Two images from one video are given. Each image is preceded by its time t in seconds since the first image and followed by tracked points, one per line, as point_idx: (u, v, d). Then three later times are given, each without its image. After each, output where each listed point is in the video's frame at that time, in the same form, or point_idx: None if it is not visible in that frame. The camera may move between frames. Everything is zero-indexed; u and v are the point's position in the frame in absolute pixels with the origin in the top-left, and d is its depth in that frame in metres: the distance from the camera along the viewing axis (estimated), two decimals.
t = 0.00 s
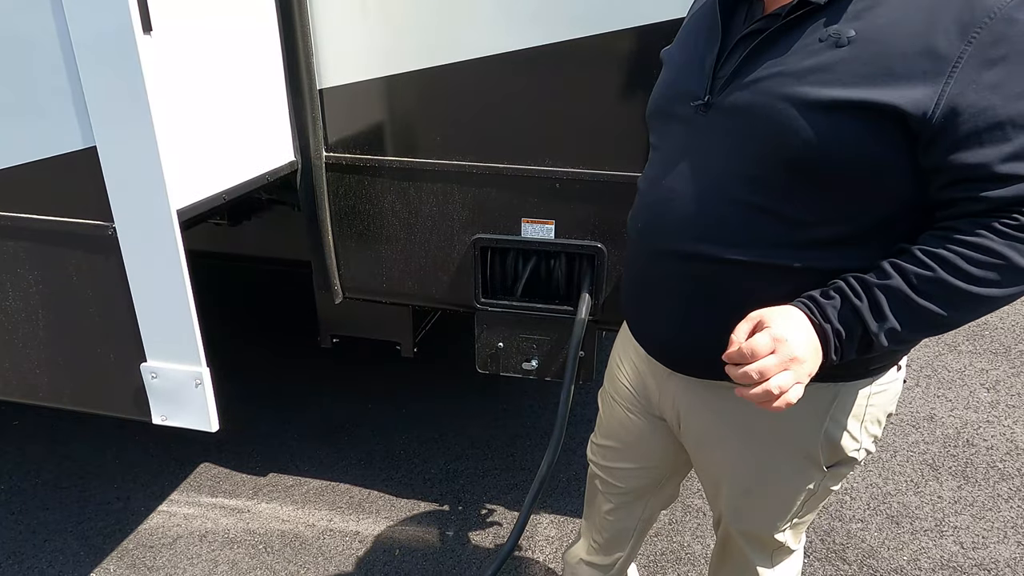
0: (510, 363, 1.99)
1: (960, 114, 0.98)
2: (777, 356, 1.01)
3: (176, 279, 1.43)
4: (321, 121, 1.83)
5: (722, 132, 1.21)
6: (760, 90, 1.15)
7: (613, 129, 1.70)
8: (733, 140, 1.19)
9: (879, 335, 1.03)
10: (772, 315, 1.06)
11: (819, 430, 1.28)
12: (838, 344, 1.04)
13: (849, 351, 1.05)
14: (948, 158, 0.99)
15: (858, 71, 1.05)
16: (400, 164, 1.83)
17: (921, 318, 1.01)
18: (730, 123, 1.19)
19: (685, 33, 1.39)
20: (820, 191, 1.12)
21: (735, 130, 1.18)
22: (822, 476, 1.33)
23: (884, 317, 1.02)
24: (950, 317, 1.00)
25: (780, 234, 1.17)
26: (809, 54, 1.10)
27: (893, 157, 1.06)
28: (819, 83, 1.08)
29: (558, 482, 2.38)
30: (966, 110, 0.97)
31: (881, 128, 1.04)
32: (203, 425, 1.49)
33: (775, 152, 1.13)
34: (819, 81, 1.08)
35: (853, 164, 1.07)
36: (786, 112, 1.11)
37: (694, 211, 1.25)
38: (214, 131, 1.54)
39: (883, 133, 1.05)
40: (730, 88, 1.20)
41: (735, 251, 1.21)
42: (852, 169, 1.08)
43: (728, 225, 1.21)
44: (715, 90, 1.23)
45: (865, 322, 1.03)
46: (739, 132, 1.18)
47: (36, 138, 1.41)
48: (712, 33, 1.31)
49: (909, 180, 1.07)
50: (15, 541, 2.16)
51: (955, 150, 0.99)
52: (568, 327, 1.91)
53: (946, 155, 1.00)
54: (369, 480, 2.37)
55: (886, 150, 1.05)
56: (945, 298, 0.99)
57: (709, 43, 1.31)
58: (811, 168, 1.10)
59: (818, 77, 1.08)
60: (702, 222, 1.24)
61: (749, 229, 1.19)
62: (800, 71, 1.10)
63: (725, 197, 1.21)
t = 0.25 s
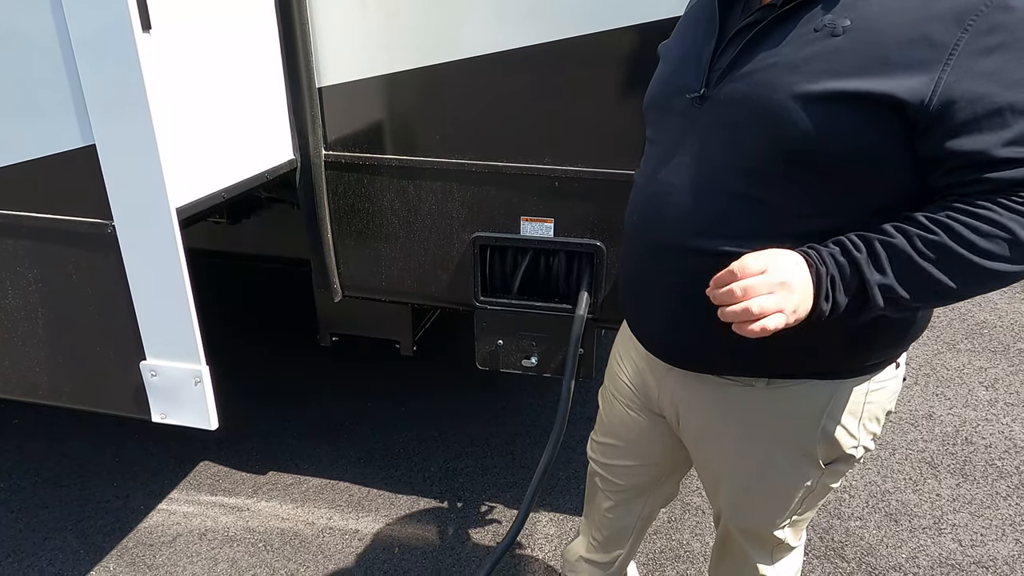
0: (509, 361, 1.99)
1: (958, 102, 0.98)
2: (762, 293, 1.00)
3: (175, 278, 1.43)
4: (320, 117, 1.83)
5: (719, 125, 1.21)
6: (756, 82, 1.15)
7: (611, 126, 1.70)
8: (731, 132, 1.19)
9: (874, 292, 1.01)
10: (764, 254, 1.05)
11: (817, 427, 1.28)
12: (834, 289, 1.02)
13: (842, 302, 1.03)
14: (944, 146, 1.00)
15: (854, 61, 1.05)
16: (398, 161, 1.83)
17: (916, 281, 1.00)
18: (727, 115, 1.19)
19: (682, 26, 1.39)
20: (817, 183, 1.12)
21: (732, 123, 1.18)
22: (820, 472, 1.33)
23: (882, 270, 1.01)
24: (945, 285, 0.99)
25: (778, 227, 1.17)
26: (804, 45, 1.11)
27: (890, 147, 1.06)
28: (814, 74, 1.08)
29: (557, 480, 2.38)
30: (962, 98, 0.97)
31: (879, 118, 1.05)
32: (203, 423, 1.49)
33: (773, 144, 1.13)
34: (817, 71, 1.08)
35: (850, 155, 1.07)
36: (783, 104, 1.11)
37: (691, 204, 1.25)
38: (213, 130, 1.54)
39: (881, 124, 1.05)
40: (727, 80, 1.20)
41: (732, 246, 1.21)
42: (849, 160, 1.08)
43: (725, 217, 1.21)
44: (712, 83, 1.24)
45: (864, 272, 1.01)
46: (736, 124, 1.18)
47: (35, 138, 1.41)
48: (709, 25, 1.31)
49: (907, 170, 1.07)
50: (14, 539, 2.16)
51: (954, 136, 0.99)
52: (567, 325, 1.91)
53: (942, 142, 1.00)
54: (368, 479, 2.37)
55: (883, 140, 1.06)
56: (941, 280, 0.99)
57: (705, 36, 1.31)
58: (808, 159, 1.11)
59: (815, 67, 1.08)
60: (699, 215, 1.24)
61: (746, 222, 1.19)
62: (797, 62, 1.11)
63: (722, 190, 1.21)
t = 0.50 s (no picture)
0: (511, 363, 2.00)
1: (961, 104, 0.98)
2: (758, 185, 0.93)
3: (178, 280, 1.43)
4: (323, 119, 1.84)
5: (719, 127, 1.21)
6: (758, 85, 1.14)
7: (612, 128, 1.70)
8: (731, 135, 1.18)
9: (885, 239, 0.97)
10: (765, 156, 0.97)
11: (817, 429, 1.28)
12: (849, 221, 0.97)
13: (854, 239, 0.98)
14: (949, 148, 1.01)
15: (857, 65, 1.05)
16: (399, 163, 1.84)
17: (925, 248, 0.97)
18: (728, 118, 1.19)
19: (683, 29, 1.39)
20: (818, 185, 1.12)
21: (733, 125, 1.18)
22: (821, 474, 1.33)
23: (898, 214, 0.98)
24: (953, 253, 0.97)
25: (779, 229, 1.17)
26: (806, 48, 1.10)
27: (892, 151, 1.07)
28: (816, 77, 1.08)
29: (558, 482, 2.38)
30: (966, 101, 0.98)
31: (880, 122, 1.05)
32: (205, 424, 1.49)
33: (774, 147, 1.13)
34: (819, 76, 1.08)
35: (851, 159, 1.08)
36: (785, 108, 1.11)
37: (691, 206, 1.25)
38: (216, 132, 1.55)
39: (883, 128, 1.06)
40: (728, 82, 1.19)
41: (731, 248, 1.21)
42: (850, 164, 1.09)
43: (725, 219, 1.21)
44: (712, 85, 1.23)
45: (882, 212, 0.98)
46: (737, 127, 1.18)
47: (39, 141, 1.42)
48: (710, 27, 1.31)
49: (908, 173, 1.08)
50: (17, 540, 2.16)
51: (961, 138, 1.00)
52: (569, 327, 1.91)
53: (950, 144, 1.01)
54: (370, 480, 2.37)
55: (885, 143, 1.07)
56: (943, 271, 0.99)
57: (706, 38, 1.31)
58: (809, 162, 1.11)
59: (817, 71, 1.08)
60: (700, 217, 1.24)
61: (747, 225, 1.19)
62: (798, 65, 1.10)
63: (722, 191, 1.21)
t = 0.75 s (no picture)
0: (511, 363, 1.99)
1: (958, 110, 0.97)
2: (773, 378, 0.91)
3: (179, 280, 1.43)
4: (324, 120, 1.84)
5: (721, 129, 1.21)
6: (759, 87, 1.15)
7: (613, 129, 1.70)
8: (733, 136, 1.19)
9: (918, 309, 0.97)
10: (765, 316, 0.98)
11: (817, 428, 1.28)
12: (856, 323, 0.98)
13: (895, 334, 0.97)
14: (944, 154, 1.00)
15: (857, 68, 1.05)
16: (400, 164, 1.84)
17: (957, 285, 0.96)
18: (730, 120, 1.19)
19: (687, 31, 1.39)
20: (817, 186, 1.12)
21: (734, 127, 1.19)
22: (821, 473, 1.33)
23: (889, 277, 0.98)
24: (985, 274, 0.95)
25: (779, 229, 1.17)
26: (809, 51, 1.10)
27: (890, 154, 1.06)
28: (817, 79, 1.09)
29: (559, 483, 2.38)
30: (963, 107, 0.97)
31: (878, 126, 1.05)
32: (205, 425, 1.50)
33: (775, 149, 1.13)
34: (820, 79, 1.08)
35: (849, 161, 1.08)
36: (786, 110, 1.11)
37: (692, 206, 1.26)
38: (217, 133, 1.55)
39: (880, 132, 1.05)
40: (732, 84, 1.20)
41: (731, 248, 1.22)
42: (848, 166, 1.08)
43: (725, 219, 1.21)
44: (714, 86, 1.24)
45: (869, 292, 0.98)
46: (738, 129, 1.18)
47: (41, 142, 1.42)
48: (715, 29, 1.31)
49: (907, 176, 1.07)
50: (18, 540, 2.17)
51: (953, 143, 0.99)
52: (569, 328, 1.91)
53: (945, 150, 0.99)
54: (371, 480, 2.37)
55: (883, 147, 1.06)
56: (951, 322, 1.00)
57: (711, 40, 1.31)
58: (809, 163, 1.11)
59: (819, 74, 1.08)
60: (700, 217, 1.25)
61: (745, 224, 1.20)
62: (801, 68, 1.10)
63: (722, 192, 1.21)
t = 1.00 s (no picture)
0: (514, 361, 1.99)
1: (933, 128, 0.96)
2: (903, 500, 1.09)
3: (181, 277, 1.43)
4: (325, 115, 1.83)
5: (711, 138, 1.22)
6: (743, 100, 1.15)
7: (613, 127, 1.70)
8: (721, 147, 1.20)
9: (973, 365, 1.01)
10: (870, 451, 1.13)
11: (823, 426, 1.28)
12: (923, 424, 1.06)
13: (966, 405, 1.03)
14: (922, 171, 0.99)
15: (834, 82, 1.04)
16: (402, 161, 1.84)
17: (992, 323, 0.99)
18: (718, 130, 1.20)
19: (690, 35, 1.39)
20: (798, 197, 1.12)
21: (722, 138, 1.19)
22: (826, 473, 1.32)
23: (924, 371, 1.06)
24: (1006, 300, 0.97)
25: (763, 237, 1.18)
26: (790, 63, 1.09)
27: (868, 168, 1.05)
28: (795, 93, 1.08)
29: (561, 480, 2.38)
30: (938, 126, 0.96)
31: (855, 140, 1.04)
32: (207, 422, 1.49)
33: (758, 160, 1.14)
34: (801, 92, 1.08)
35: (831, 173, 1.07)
36: (768, 122, 1.11)
37: (684, 213, 1.27)
38: (219, 129, 1.55)
39: (858, 146, 1.04)
40: (721, 94, 1.20)
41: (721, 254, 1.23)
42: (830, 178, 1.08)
43: (711, 226, 1.23)
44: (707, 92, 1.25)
45: (916, 404, 1.07)
46: (725, 139, 1.19)
47: (42, 138, 1.42)
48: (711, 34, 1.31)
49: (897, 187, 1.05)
50: (21, 536, 2.17)
51: (925, 163, 0.98)
52: (572, 325, 1.91)
53: (921, 168, 0.99)
54: (372, 478, 2.38)
55: (863, 160, 1.04)
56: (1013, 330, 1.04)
57: (707, 46, 1.31)
58: (787, 175, 1.11)
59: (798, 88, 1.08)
60: (689, 222, 1.26)
61: (731, 232, 1.21)
62: (781, 81, 1.10)
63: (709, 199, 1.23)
